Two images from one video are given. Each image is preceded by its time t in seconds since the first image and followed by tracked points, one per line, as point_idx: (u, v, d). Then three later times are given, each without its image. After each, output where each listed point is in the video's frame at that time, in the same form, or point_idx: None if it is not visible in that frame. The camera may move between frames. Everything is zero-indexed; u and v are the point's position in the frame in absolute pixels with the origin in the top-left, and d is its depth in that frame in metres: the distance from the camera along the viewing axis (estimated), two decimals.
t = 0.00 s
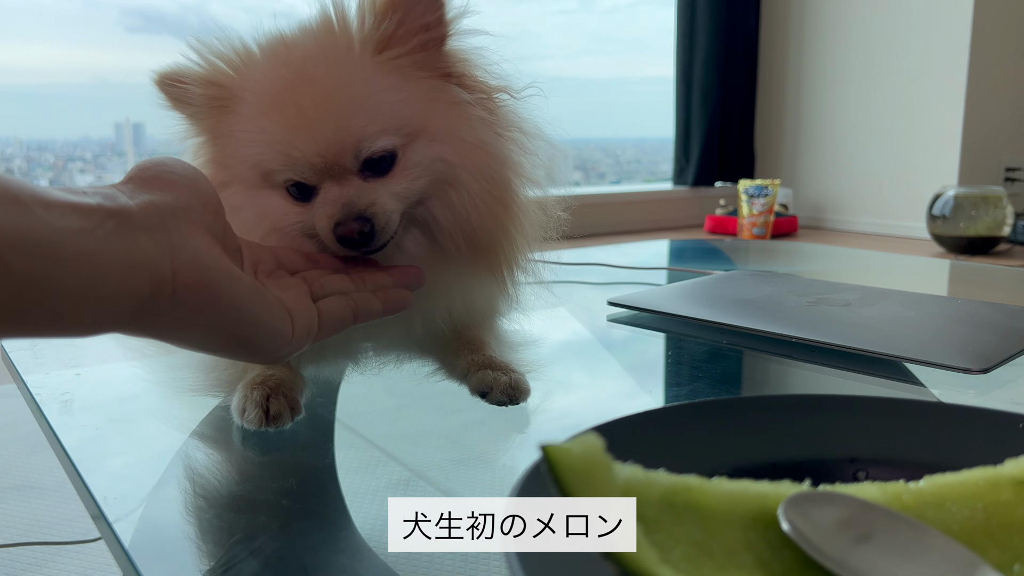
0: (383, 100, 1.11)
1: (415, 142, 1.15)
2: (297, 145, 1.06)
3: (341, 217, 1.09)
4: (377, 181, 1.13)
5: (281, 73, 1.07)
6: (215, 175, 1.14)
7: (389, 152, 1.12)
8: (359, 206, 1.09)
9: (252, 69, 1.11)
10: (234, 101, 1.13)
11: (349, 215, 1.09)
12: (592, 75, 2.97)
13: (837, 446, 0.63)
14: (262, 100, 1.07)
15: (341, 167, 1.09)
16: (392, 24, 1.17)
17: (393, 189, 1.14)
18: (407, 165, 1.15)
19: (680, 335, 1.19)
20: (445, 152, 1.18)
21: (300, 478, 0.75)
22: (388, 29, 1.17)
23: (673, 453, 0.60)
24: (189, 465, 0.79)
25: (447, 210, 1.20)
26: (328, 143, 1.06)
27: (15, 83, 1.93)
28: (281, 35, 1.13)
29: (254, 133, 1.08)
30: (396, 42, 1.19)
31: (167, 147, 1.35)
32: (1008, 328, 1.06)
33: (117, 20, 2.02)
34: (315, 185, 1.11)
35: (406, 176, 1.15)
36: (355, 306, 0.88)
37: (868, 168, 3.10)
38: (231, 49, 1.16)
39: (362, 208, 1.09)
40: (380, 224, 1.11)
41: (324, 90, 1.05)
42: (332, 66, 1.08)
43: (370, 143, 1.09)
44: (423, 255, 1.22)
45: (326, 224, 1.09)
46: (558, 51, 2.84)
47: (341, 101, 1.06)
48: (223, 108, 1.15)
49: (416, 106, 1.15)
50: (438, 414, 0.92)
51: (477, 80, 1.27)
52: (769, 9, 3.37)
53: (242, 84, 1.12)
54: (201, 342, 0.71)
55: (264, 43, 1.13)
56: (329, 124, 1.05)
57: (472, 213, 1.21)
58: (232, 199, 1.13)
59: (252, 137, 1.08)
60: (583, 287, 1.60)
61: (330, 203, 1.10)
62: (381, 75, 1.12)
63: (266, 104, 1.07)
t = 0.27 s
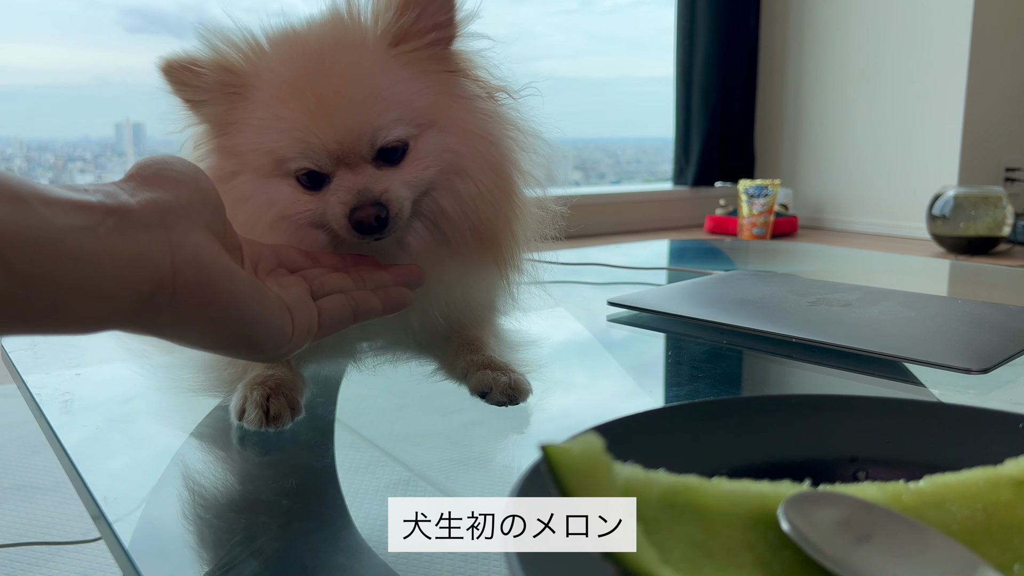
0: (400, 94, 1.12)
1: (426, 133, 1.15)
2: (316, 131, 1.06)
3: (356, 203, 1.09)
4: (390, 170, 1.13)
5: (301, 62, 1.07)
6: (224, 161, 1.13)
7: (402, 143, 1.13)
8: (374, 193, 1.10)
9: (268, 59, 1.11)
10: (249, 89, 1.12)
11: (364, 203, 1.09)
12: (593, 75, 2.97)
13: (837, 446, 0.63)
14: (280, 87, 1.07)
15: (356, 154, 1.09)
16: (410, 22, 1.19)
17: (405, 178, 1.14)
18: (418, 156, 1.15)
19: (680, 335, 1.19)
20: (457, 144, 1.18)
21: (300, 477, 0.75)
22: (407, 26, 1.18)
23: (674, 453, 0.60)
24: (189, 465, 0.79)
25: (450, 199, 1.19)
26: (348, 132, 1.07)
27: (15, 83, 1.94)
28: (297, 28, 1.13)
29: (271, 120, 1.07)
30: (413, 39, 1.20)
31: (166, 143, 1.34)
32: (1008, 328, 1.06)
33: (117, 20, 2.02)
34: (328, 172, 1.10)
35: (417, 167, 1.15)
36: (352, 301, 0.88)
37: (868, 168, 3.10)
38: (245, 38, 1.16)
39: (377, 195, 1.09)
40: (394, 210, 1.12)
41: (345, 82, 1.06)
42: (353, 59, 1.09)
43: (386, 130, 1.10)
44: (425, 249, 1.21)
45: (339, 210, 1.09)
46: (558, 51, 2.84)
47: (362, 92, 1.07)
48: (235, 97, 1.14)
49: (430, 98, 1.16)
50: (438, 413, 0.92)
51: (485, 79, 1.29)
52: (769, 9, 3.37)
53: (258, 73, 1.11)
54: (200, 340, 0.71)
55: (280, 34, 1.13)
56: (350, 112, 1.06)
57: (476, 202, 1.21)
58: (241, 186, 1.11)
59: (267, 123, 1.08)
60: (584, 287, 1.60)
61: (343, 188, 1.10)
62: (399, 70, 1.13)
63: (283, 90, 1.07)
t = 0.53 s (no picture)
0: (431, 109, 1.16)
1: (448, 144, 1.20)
2: (364, 148, 1.08)
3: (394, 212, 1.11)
4: (418, 179, 1.17)
5: (345, 79, 1.09)
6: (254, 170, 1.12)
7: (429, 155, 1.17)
8: (409, 200, 1.13)
9: (307, 74, 1.11)
10: (284, 102, 1.11)
11: (402, 210, 1.12)
12: (592, 75, 2.97)
13: (837, 446, 0.63)
14: (325, 104, 1.08)
15: (392, 166, 1.13)
16: (437, 38, 1.22)
17: (431, 185, 1.19)
18: (440, 165, 1.20)
19: (681, 335, 1.19)
20: (473, 152, 1.24)
21: (300, 477, 0.75)
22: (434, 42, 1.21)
23: (674, 453, 0.60)
24: (187, 465, 0.79)
25: (467, 200, 1.24)
26: (391, 147, 1.10)
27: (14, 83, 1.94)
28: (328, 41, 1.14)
29: (316, 136, 1.08)
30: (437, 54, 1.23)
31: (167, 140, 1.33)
32: (1008, 328, 1.06)
33: (117, 20, 2.02)
34: (364, 182, 1.12)
35: (440, 174, 1.20)
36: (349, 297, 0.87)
37: (868, 168, 3.10)
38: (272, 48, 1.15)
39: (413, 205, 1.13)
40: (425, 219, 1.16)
41: (389, 104, 1.10)
42: (392, 78, 1.12)
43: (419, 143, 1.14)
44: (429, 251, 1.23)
45: (375, 218, 1.12)
46: (558, 51, 2.84)
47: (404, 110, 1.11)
48: (266, 108, 1.13)
49: (452, 112, 1.21)
50: (437, 414, 0.92)
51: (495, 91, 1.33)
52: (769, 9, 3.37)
53: (294, 87, 1.11)
54: (198, 338, 0.72)
55: (312, 47, 1.13)
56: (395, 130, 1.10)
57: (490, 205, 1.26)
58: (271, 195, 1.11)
59: (310, 138, 1.08)
60: (583, 287, 1.60)
61: (376, 197, 1.12)
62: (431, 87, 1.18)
63: (326, 104, 1.08)
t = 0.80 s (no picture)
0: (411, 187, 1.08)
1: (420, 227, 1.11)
2: (325, 224, 1.00)
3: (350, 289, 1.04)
4: (383, 253, 1.08)
5: (326, 146, 1.02)
6: (220, 210, 1.06)
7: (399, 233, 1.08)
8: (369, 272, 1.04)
9: (297, 129, 1.06)
10: (269, 152, 1.06)
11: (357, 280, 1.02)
12: (591, 75, 2.98)
13: (838, 445, 0.63)
14: (299, 166, 1.01)
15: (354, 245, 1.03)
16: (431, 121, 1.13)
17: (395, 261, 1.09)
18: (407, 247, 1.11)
19: (680, 334, 1.19)
20: (449, 233, 1.15)
21: (299, 477, 0.75)
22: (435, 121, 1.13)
23: (673, 453, 0.60)
24: (185, 464, 0.79)
25: (432, 276, 1.13)
26: (356, 224, 1.01)
27: (15, 82, 1.94)
28: (328, 100, 1.09)
29: (282, 194, 1.01)
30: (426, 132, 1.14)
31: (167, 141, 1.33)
32: (1008, 327, 1.06)
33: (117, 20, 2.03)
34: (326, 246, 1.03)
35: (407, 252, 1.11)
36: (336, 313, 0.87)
37: (869, 168, 3.10)
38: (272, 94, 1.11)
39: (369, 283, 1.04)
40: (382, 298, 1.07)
41: (365, 182, 1.01)
42: (374, 153, 1.04)
43: (389, 225, 1.05)
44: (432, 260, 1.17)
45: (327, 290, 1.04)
46: (558, 50, 2.88)
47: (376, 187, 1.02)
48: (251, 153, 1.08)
49: (429, 197, 1.11)
50: (437, 414, 0.91)
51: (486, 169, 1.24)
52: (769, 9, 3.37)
53: (284, 139, 1.06)
54: (179, 355, 0.71)
55: (310, 103, 1.08)
56: (364, 205, 1.01)
57: (462, 285, 1.16)
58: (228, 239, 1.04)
59: (277, 194, 1.01)
60: (583, 287, 1.60)
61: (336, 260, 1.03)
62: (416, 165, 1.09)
63: (300, 174, 1.01)
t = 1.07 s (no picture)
0: (397, 235, 1.02)
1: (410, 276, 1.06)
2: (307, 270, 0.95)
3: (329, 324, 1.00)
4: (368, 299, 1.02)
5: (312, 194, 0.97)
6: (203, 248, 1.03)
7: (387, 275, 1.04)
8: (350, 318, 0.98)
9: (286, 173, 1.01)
10: (258, 198, 1.02)
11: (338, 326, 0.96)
12: (590, 74, 2.99)
13: (838, 446, 0.63)
14: (284, 215, 0.97)
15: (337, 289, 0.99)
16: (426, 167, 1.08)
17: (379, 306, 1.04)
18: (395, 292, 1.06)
19: (680, 334, 1.19)
20: (437, 277, 1.09)
21: (299, 477, 0.75)
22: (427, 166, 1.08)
23: (674, 452, 0.60)
24: (186, 463, 0.79)
25: (417, 318, 1.08)
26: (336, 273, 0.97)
27: (17, 83, 1.94)
28: (319, 143, 1.04)
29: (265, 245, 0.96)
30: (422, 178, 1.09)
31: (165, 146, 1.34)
32: (1008, 328, 1.06)
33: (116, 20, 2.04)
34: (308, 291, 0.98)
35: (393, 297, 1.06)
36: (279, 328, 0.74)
37: (869, 168, 3.10)
38: (263, 135, 1.07)
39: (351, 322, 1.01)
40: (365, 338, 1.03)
41: (351, 234, 0.96)
42: (360, 201, 0.99)
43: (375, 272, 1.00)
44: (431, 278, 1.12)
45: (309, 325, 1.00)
46: (558, 50, 2.89)
47: (360, 236, 0.97)
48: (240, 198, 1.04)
49: (421, 243, 1.07)
50: (437, 414, 0.91)
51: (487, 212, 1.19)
52: (769, 9, 3.37)
53: (273, 185, 1.02)
54: (94, 380, 0.63)
55: (301, 145, 1.04)
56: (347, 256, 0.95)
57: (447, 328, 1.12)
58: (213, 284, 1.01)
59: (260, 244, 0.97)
60: (583, 287, 1.60)
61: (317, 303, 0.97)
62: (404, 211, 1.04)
63: (286, 220, 0.96)
